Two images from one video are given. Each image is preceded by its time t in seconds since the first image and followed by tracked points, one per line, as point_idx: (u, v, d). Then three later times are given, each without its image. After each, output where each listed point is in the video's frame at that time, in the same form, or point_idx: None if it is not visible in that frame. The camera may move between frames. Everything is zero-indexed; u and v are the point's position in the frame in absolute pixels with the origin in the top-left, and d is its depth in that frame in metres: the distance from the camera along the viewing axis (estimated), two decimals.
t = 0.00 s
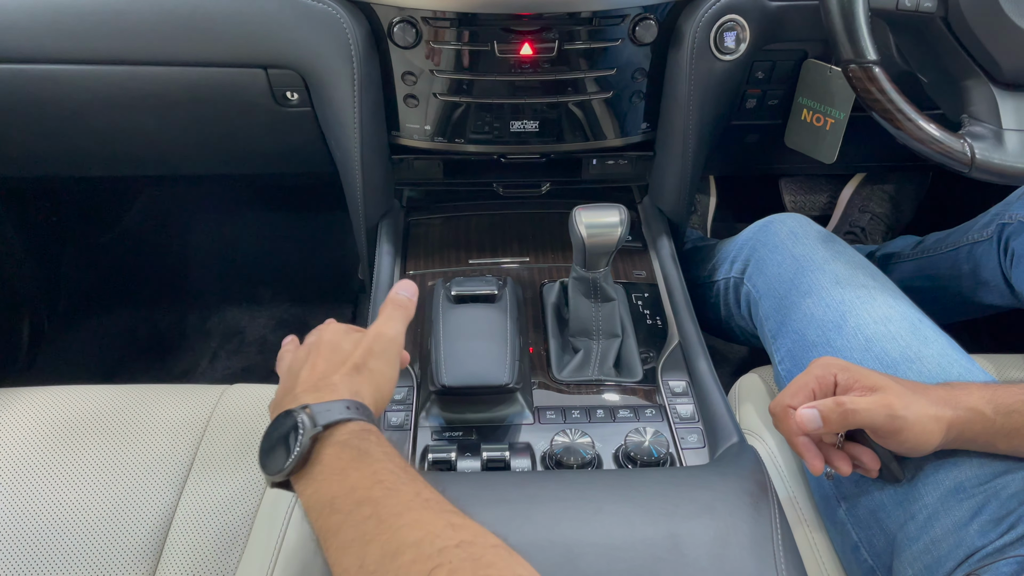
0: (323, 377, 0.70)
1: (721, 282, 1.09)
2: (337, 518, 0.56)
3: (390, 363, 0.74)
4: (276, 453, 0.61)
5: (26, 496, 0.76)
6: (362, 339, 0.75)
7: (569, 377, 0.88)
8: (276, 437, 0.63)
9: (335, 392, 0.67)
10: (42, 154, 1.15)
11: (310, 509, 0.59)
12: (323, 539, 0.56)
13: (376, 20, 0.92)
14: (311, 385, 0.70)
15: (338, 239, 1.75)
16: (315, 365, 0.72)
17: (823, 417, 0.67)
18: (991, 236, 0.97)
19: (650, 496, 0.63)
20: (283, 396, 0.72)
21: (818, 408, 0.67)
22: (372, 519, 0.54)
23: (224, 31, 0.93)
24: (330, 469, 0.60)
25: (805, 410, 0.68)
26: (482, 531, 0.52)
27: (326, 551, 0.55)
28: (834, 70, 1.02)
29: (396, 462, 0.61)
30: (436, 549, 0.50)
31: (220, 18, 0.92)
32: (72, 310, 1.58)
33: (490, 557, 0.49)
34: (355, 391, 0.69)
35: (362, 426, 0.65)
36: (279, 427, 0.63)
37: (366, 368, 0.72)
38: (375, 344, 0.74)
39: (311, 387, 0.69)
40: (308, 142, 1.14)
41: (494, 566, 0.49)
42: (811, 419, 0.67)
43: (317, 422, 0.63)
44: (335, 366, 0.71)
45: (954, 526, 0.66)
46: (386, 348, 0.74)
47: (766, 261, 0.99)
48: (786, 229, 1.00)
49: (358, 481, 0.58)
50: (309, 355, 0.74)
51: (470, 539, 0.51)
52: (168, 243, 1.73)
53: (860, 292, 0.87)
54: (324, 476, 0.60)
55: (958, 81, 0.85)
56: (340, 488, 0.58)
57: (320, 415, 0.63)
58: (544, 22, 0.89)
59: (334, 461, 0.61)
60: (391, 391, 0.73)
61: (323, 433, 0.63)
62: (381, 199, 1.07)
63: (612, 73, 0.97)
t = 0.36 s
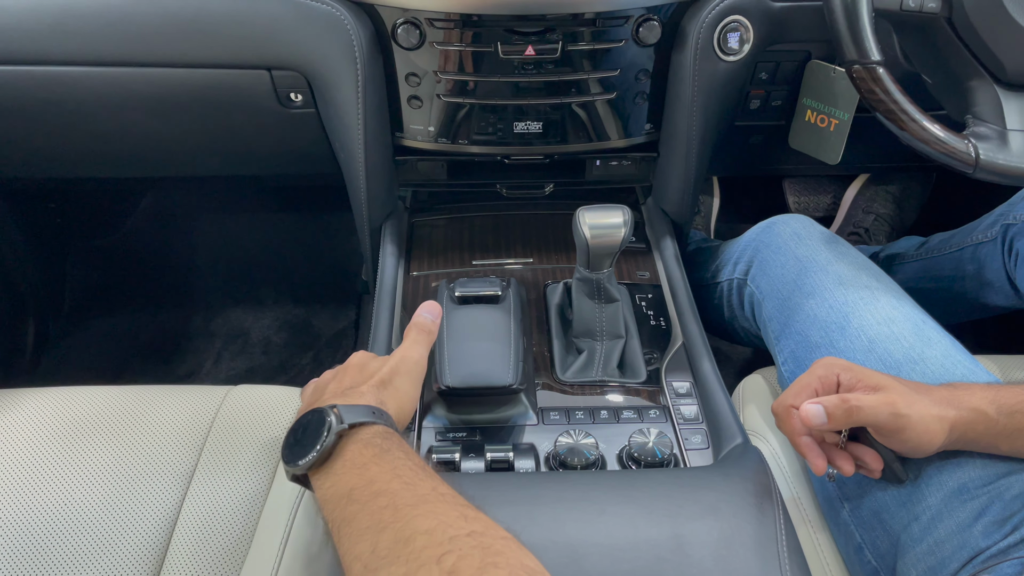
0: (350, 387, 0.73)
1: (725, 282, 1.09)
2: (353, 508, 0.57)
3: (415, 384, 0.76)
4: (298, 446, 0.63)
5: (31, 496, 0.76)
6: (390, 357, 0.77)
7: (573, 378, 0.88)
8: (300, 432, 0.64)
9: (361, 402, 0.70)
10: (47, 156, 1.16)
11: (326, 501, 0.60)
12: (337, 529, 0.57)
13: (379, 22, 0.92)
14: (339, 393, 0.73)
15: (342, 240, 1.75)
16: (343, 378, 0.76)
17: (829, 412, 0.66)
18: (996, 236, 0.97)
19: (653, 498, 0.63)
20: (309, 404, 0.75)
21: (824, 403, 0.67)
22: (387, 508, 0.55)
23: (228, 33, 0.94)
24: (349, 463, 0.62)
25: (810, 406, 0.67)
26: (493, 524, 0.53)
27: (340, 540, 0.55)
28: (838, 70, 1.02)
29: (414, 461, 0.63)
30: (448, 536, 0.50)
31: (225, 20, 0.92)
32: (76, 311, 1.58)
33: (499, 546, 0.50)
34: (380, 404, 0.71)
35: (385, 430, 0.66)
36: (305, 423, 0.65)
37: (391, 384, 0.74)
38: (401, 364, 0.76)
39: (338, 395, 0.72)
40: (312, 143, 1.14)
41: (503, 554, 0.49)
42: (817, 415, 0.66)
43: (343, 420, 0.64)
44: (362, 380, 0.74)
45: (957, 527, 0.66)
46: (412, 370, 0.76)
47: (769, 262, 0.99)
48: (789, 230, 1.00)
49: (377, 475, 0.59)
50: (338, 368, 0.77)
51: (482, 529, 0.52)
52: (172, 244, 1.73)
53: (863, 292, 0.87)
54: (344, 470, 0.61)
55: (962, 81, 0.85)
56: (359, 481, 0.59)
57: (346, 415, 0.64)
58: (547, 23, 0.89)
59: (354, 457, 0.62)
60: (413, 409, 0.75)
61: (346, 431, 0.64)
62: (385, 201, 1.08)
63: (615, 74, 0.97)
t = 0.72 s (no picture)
0: (341, 389, 0.71)
1: (727, 283, 1.09)
2: (349, 517, 0.56)
3: (407, 382, 0.75)
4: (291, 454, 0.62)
5: (34, 496, 0.76)
6: (379, 356, 0.76)
7: (575, 378, 0.88)
8: (292, 440, 0.63)
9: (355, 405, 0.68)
10: (51, 158, 1.16)
11: (321, 509, 0.59)
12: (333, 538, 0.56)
13: (382, 22, 0.93)
14: (329, 396, 0.70)
15: (345, 241, 1.75)
16: (331, 379, 0.73)
17: (833, 412, 0.66)
18: (999, 236, 0.97)
19: (656, 499, 0.63)
20: (298, 407, 0.71)
21: (828, 403, 0.66)
22: (383, 517, 0.55)
23: (230, 35, 0.94)
24: (343, 471, 0.61)
25: (814, 405, 0.67)
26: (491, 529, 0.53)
27: (336, 550, 0.55)
28: (840, 71, 1.02)
29: (408, 466, 0.62)
30: (446, 545, 0.50)
31: (227, 21, 0.93)
32: (80, 312, 1.59)
33: (498, 554, 0.50)
34: (372, 406, 0.70)
35: (377, 435, 0.65)
36: (295, 429, 0.64)
37: (382, 385, 0.73)
38: (392, 363, 0.75)
39: (329, 398, 0.70)
40: (314, 144, 1.14)
41: (502, 561, 0.49)
42: (821, 414, 0.66)
43: (335, 426, 0.63)
44: (353, 381, 0.72)
45: (961, 528, 0.66)
46: (403, 368, 0.75)
47: (772, 263, 0.99)
48: (792, 230, 1.00)
49: (371, 483, 0.59)
50: (325, 368, 0.75)
51: (480, 536, 0.52)
52: (175, 244, 1.73)
53: (866, 293, 0.87)
54: (337, 478, 0.61)
55: (965, 81, 0.84)
56: (353, 489, 0.59)
57: (337, 420, 0.64)
58: (550, 24, 0.89)
59: (347, 464, 0.61)
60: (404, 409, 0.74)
61: (339, 437, 0.63)
62: (387, 202, 1.08)
63: (618, 75, 0.97)
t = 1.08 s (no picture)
0: (308, 404, 0.69)
1: (731, 282, 1.09)
2: (323, 550, 0.55)
3: (376, 390, 0.73)
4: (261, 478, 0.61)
5: (38, 496, 0.76)
6: (345, 364, 0.73)
7: (578, 378, 0.88)
8: (261, 463, 0.62)
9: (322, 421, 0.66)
10: (56, 159, 1.17)
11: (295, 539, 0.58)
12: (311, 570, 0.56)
13: (385, 23, 0.93)
14: (295, 412, 0.68)
15: (348, 242, 1.75)
16: (298, 392, 0.71)
17: (838, 408, 0.66)
18: (1004, 236, 0.97)
19: (659, 499, 0.63)
20: (265, 423, 0.70)
21: (833, 400, 0.66)
22: (357, 551, 0.54)
23: (233, 36, 0.94)
24: (315, 498, 0.60)
25: (819, 402, 0.66)
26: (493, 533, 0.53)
27: None
28: (845, 70, 1.02)
29: (380, 486, 0.61)
30: None
31: (231, 22, 0.93)
32: (84, 312, 1.59)
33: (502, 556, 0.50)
34: (342, 420, 0.68)
35: (350, 451, 0.64)
36: (263, 452, 0.63)
37: (351, 395, 0.71)
38: (358, 371, 0.73)
39: (296, 414, 0.68)
40: (318, 145, 1.15)
41: None
42: (826, 410, 0.66)
43: (304, 447, 0.62)
44: (320, 394, 0.70)
45: (965, 528, 0.66)
46: (371, 376, 0.73)
47: (775, 262, 0.99)
48: (796, 230, 1.00)
49: (343, 511, 0.58)
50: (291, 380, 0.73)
51: (453, 567, 0.50)
52: (178, 245, 1.74)
53: (870, 292, 0.87)
54: (310, 505, 0.59)
55: (968, 81, 0.84)
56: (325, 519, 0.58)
57: (306, 440, 0.63)
58: (552, 24, 0.89)
59: (318, 490, 0.60)
60: (376, 416, 0.73)
61: (309, 457, 0.62)
62: (390, 202, 1.08)
63: (621, 75, 0.97)
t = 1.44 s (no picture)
0: (330, 399, 0.71)
1: (733, 283, 1.09)
2: (338, 534, 0.56)
3: (395, 394, 0.74)
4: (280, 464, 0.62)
5: (41, 495, 0.76)
6: (368, 367, 0.76)
7: (580, 379, 0.88)
8: (284, 449, 0.63)
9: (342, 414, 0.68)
10: (59, 159, 1.17)
11: (311, 524, 0.59)
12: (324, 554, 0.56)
13: (387, 24, 0.93)
14: (318, 405, 0.70)
15: (350, 242, 1.76)
16: (320, 389, 0.73)
17: (840, 410, 0.66)
18: (1007, 236, 0.97)
19: (661, 499, 0.63)
20: (287, 416, 0.72)
21: (835, 401, 0.66)
22: (373, 535, 0.55)
23: (236, 37, 0.94)
24: (333, 484, 0.61)
25: (821, 403, 0.66)
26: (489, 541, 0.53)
27: (328, 567, 0.55)
28: (846, 70, 1.02)
29: (398, 477, 0.62)
30: (437, 565, 0.50)
31: (233, 22, 0.93)
32: (86, 313, 1.59)
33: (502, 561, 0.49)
34: (360, 416, 0.70)
35: (367, 444, 0.65)
36: (286, 436, 0.64)
37: (371, 395, 0.72)
38: (381, 375, 0.74)
39: (318, 406, 0.70)
40: (320, 145, 1.15)
41: None
42: (828, 412, 0.66)
43: (325, 436, 0.63)
44: (341, 391, 0.72)
45: (968, 528, 0.65)
46: (392, 382, 0.75)
47: (777, 263, 0.98)
48: (798, 230, 1.00)
49: (361, 497, 0.59)
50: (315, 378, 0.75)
51: (470, 554, 0.51)
52: (181, 245, 1.74)
53: (872, 293, 0.87)
54: (327, 491, 0.61)
55: (971, 81, 0.84)
56: (342, 505, 0.59)
57: (327, 429, 0.64)
58: (554, 24, 0.89)
59: (337, 477, 0.61)
60: (394, 419, 0.73)
61: (329, 446, 0.63)
62: (392, 203, 1.08)
63: (623, 75, 0.97)
